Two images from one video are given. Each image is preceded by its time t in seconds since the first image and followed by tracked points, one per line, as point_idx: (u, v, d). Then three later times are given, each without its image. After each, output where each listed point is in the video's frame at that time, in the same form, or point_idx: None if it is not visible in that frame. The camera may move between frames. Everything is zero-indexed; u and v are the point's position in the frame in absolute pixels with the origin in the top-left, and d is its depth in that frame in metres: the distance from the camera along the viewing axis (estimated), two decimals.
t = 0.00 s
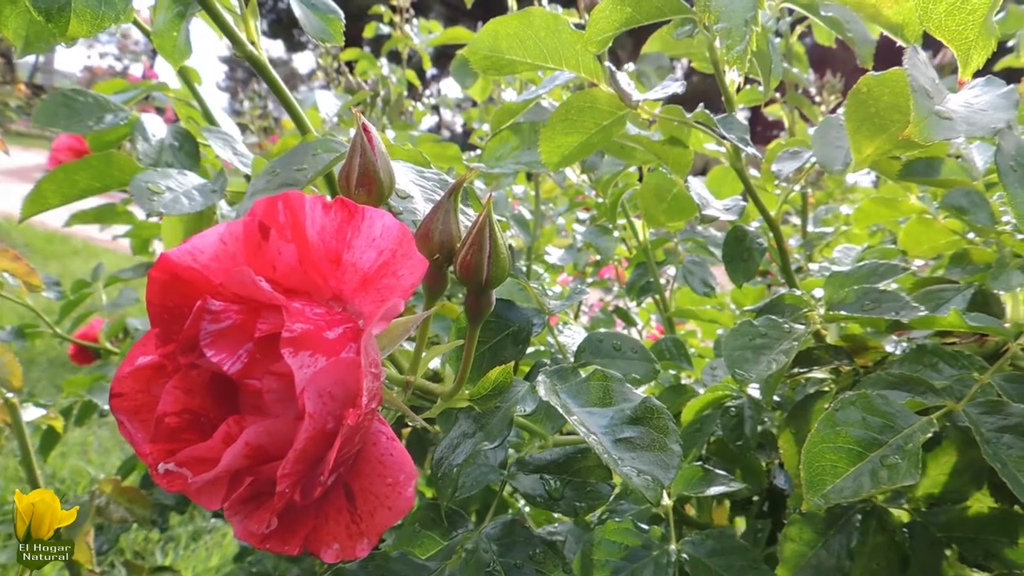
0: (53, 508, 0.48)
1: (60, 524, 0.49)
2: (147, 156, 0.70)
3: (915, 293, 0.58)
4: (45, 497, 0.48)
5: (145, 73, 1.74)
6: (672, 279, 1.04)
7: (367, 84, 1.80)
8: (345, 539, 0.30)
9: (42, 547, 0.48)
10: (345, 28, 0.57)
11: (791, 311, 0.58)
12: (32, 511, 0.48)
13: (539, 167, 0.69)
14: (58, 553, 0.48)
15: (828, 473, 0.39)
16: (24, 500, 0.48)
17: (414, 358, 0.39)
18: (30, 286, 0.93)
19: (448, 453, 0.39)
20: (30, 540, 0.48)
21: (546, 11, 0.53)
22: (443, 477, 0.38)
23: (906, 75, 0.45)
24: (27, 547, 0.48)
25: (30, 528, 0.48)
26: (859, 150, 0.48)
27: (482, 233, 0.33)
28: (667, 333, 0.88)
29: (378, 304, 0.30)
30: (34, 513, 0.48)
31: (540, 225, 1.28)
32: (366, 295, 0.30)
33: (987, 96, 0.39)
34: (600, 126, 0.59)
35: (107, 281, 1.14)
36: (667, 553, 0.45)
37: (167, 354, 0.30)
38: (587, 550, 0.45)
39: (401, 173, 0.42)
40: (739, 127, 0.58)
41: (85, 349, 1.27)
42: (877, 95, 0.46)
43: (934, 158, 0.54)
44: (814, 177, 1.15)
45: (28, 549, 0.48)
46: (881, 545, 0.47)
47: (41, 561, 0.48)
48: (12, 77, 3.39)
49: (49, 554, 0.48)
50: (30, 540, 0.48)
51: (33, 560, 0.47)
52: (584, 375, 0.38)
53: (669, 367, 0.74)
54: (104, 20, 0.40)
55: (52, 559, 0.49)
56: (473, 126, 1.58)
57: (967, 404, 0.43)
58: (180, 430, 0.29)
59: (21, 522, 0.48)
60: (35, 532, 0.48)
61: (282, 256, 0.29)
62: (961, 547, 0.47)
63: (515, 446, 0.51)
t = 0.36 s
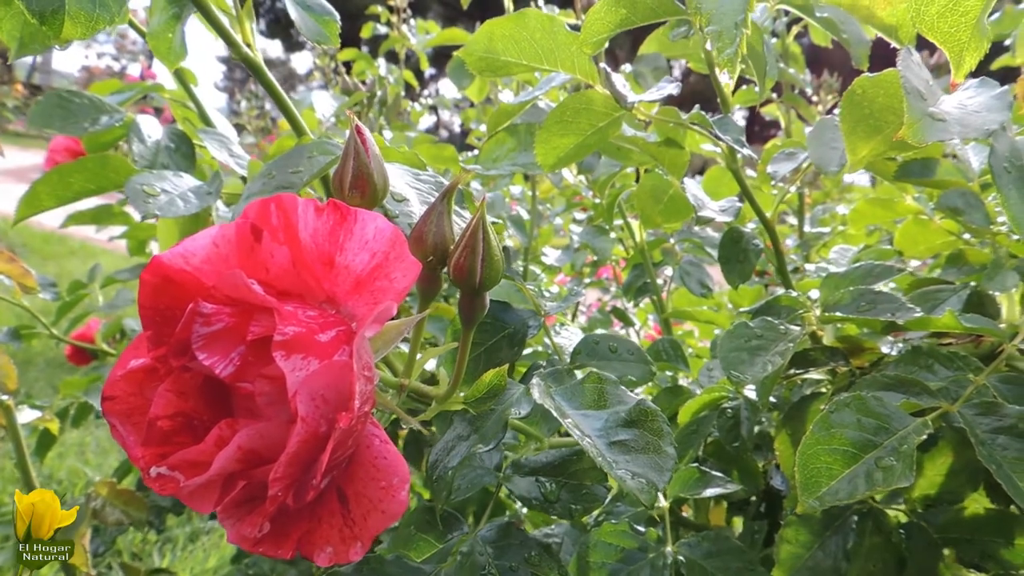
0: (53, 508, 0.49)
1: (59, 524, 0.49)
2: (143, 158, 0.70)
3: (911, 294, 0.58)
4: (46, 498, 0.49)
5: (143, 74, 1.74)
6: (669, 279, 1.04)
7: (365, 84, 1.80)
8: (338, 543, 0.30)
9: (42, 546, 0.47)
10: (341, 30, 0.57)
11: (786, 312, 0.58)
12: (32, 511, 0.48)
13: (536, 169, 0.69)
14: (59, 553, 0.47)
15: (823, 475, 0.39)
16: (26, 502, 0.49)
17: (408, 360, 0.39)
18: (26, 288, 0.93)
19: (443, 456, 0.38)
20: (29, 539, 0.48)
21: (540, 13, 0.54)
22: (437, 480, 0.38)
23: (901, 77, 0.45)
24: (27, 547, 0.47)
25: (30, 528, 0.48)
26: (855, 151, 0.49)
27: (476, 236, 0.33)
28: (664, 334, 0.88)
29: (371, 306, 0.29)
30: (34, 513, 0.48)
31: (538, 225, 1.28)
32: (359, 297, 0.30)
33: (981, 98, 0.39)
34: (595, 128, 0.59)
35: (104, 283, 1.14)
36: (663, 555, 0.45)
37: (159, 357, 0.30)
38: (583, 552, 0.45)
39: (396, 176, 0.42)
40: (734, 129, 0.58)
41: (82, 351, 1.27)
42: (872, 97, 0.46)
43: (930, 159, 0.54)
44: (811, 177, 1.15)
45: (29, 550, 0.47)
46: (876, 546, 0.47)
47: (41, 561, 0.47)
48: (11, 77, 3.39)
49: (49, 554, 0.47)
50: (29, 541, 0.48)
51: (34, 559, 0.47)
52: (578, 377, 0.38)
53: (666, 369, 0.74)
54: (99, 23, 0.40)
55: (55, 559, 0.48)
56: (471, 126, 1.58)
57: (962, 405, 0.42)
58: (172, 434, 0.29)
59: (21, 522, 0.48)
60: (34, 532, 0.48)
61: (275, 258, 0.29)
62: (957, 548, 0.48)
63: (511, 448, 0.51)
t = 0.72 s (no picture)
0: (53, 509, 0.50)
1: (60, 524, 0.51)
2: (138, 168, 0.70)
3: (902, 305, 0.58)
4: (46, 500, 0.51)
5: (140, 81, 1.74)
6: (662, 288, 1.04)
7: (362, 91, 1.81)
8: (328, 561, 0.30)
9: (42, 546, 0.49)
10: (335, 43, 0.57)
11: (778, 324, 0.59)
12: (32, 511, 0.50)
13: (529, 180, 0.69)
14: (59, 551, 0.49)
15: (812, 489, 0.39)
16: (30, 503, 0.50)
17: (398, 376, 0.39)
18: (21, 297, 0.93)
19: (434, 470, 0.38)
20: (31, 538, 0.50)
21: (533, 27, 0.54)
22: (428, 494, 0.38)
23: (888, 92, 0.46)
24: (28, 547, 0.49)
25: (32, 528, 0.50)
26: (844, 164, 0.48)
27: (466, 253, 0.33)
28: (659, 343, 0.88)
29: (361, 325, 0.30)
30: (35, 515, 0.50)
31: (533, 233, 1.28)
32: (350, 316, 0.30)
33: (967, 114, 0.39)
34: (588, 140, 0.59)
35: (99, 291, 1.14)
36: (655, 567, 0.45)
37: (150, 377, 0.30)
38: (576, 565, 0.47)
39: (388, 190, 0.43)
40: (726, 142, 0.58)
41: (77, 358, 1.27)
42: (861, 111, 0.47)
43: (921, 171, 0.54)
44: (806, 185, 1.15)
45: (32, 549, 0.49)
46: (867, 558, 0.47)
47: (42, 561, 0.49)
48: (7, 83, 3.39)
49: (49, 554, 0.50)
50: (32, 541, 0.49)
51: (35, 558, 0.49)
52: (569, 393, 0.38)
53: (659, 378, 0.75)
54: (92, 38, 0.39)
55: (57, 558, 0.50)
56: (467, 133, 1.58)
57: (950, 418, 0.43)
58: (163, 453, 0.29)
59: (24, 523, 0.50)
60: (36, 532, 0.50)
61: (266, 277, 0.29)
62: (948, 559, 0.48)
63: (503, 460, 0.51)
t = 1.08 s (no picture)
0: (53, 511, 0.52)
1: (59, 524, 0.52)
2: (124, 190, 0.70)
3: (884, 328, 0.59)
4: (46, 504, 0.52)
5: (128, 101, 1.74)
6: (649, 309, 1.05)
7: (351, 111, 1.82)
8: None
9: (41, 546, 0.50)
10: (322, 68, 0.58)
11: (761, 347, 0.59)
12: (32, 511, 0.51)
13: (515, 203, 0.70)
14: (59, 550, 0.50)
15: (793, 514, 0.40)
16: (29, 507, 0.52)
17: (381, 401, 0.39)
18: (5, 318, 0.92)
19: (417, 495, 0.39)
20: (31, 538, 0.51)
21: (518, 53, 0.55)
22: (412, 519, 0.38)
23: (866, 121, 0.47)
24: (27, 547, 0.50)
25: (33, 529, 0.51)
26: (824, 191, 0.49)
27: (449, 280, 0.34)
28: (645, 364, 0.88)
29: (344, 353, 0.30)
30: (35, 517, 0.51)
31: (521, 253, 1.28)
32: (332, 344, 0.30)
33: (942, 145, 0.40)
34: (572, 165, 0.60)
35: (85, 311, 1.13)
36: None
37: (131, 405, 0.30)
38: None
39: (374, 216, 0.43)
40: (708, 167, 0.59)
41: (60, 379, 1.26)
42: (840, 139, 0.48)
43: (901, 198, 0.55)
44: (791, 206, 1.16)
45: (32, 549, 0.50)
46: None
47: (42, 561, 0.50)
48: None
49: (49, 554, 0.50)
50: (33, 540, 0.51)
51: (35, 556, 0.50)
52: (551, 419, 0.38)
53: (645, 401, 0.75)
54: (77, 66, 0.40)
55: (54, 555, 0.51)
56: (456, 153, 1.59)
57: (929, 443, 0.43)
58: (143, 481, 0.29)
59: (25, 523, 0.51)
60: (35, 533, 0.51)
61: (248, 305, 0.29)
62: None
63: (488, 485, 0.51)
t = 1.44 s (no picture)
0: (53, 509, 0.37)
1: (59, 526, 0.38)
2: (108, 211, 0.70)
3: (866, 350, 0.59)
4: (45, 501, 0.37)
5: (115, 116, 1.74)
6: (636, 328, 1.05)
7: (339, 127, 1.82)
8: None
9: (43, 547, 0.37)
10: (307, 91, 0.58)
11: (744, 369, 0.59)
12: (32, 510, 0.37)
13: (500, 224, 0.70)
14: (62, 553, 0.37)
15: (775, 540, 0.40)
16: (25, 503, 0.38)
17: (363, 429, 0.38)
18: None
19: (400, 523, 0.39)
20: (28, 539, 0.37)
21: (503, 77, 0.55)
22: (393, 547, 0.39)
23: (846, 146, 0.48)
24: (24, 547, 0.37)
25: (28, 529, 0.37)
26: (805, 216, 0.49)
27: (429, 310, 0.34)
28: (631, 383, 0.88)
29: (324, 384, 0.30)
30: (32, 515, 0.37)
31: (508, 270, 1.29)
32: (312, 374, 0.30)
33: (918, 173, 0.41)
34: (557, 187, 0.60)
35: (68, 329, 1.12)
36: None
37: (107, 438, 0.30)
38: None
39: (356, 241, 0.43)
40: (692, 190, 0.59)
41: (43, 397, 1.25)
42: (820, 165, 0.48)
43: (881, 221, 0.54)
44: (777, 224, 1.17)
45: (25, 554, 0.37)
46: None
47: (41, 562, 0.37)
48: None
49: (51, 555, 0.37)
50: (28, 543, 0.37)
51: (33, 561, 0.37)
52: (533, 446, 0.38)
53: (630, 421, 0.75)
54: (59, 91, 0.40)
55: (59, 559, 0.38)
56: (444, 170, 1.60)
57: (910, 468, 0.43)
58: (118, 515, 0.29)
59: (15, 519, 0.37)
60: (35, 532, 0.37)
61: (227, 337, 0.29)
62: None
63: (471, 510, 0.51)
